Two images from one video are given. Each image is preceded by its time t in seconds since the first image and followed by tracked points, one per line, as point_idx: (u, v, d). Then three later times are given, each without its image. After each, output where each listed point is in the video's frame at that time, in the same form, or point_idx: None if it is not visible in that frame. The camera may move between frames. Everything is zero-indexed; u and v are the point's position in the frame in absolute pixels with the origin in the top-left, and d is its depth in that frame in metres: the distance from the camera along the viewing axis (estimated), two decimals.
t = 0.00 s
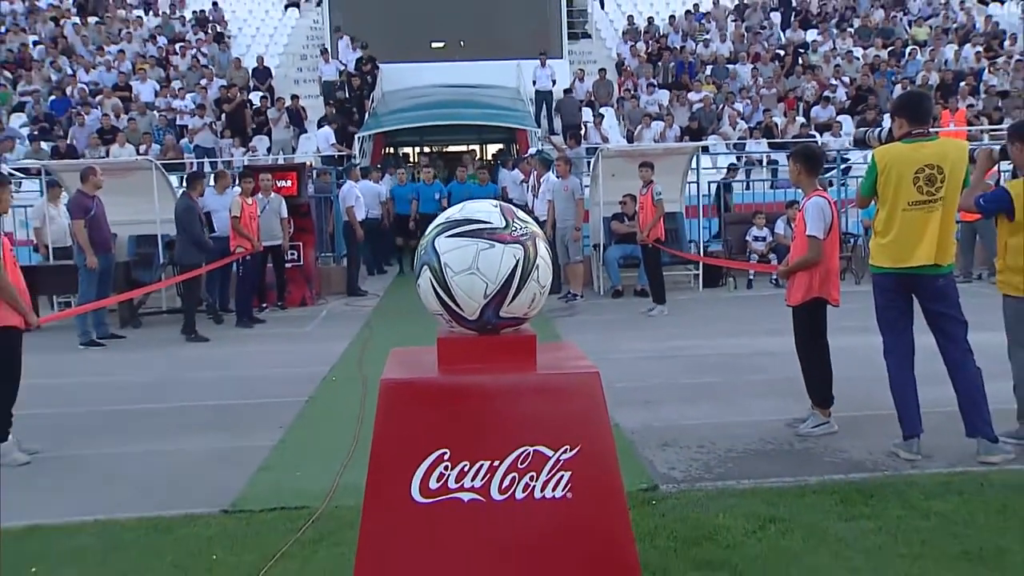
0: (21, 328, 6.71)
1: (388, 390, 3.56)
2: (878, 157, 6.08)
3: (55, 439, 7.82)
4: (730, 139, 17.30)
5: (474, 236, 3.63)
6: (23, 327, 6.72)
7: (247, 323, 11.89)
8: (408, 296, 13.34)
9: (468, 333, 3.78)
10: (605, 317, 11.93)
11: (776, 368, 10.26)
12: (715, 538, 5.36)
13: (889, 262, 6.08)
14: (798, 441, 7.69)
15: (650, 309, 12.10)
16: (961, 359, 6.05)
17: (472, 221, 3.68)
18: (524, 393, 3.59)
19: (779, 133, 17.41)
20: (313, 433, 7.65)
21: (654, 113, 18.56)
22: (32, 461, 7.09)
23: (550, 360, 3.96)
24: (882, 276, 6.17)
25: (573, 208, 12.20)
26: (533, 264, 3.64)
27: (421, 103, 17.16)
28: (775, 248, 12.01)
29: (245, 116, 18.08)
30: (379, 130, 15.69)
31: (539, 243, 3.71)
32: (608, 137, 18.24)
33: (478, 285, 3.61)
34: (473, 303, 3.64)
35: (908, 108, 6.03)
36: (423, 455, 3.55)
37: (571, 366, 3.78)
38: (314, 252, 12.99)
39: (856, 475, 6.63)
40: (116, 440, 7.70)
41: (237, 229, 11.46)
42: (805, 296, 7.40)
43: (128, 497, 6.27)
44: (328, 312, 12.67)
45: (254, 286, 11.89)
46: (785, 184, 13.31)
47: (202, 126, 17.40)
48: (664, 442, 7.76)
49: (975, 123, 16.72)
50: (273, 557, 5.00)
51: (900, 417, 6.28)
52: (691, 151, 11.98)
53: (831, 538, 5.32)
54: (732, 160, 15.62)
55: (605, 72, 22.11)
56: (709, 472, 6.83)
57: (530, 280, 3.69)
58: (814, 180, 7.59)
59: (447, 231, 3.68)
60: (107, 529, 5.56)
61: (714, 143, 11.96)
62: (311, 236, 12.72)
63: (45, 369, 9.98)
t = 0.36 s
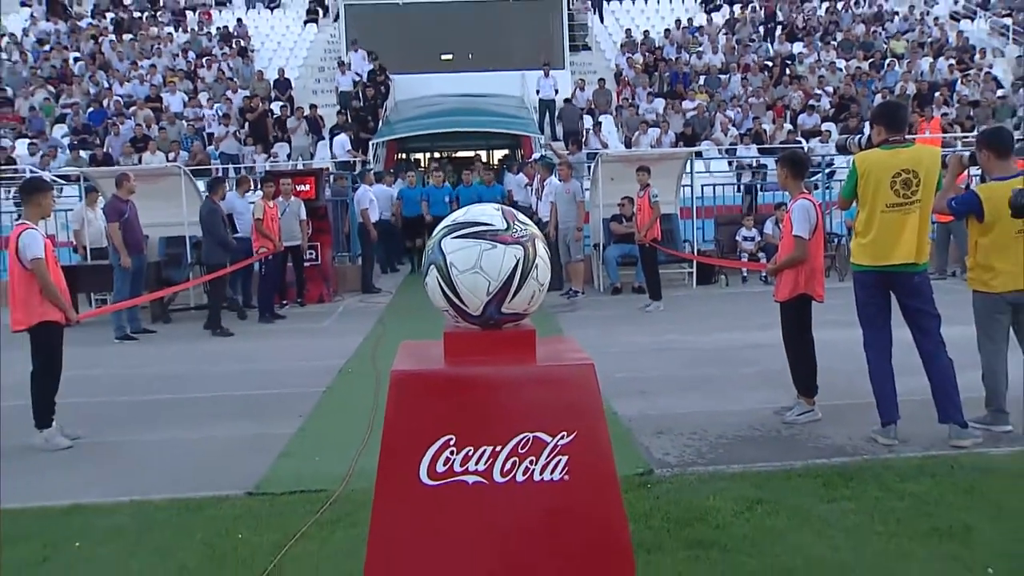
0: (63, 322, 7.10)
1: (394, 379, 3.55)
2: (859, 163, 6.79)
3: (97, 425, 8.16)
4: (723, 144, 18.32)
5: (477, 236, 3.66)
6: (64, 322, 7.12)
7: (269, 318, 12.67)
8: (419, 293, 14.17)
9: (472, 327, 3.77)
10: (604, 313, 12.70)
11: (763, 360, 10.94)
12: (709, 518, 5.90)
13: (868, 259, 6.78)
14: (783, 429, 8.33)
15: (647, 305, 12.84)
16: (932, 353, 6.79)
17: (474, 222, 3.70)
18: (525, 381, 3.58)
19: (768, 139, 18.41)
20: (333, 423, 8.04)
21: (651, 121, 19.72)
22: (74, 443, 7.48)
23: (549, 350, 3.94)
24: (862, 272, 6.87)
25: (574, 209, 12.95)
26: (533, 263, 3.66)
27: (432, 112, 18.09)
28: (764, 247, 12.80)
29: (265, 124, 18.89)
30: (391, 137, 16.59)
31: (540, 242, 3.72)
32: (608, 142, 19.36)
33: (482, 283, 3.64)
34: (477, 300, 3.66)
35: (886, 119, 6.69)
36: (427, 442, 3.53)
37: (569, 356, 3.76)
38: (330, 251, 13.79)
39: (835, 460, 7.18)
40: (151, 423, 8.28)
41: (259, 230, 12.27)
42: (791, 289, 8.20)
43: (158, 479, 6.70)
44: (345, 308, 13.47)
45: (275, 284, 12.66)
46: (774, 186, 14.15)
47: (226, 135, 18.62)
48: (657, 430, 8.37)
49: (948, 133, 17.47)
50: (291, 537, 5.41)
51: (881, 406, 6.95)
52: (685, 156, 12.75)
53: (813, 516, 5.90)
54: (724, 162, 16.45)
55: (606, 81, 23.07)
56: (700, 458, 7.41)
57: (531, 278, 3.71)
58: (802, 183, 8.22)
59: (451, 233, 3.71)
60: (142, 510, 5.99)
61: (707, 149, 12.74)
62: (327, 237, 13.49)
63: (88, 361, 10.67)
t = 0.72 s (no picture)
0: (87, 320, 7.26)
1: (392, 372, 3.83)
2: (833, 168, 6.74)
3: (113, 412, 8.34)
4: (708, 151, 19.35)
5: (470, 239, 3.91)
6: (89, 318, 7.28)
7: (280, 313, 13.38)
8: (420, 291, 14.94)
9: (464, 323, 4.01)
10: (597, 308, 13.26)
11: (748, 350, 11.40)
12: (686, 503, 5.47)
13: (843, 260, 6.68)
14: (765, 418, 7.57)
15: (637, 302, 13.34)
16: (904, 346, 6.64)
17: (467, 227, 3.95)
18: (513, 375, 3.86)
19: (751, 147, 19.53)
20: (325, 408, 8.03)
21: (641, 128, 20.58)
22: (100, 429, 7.68)
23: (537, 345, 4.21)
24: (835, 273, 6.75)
25: (567, 212, 13.83)
26: (522, 265, 3.91)
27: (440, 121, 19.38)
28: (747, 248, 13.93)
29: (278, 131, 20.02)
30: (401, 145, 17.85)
31: (528, 246, 3.98)
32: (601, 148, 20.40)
33: (473, 283, 3.88)
34: (470, 298, 3.90)
35: (856, 125, 6.68)
36: (423, 431, 3.82)
37: (554, 351, 4.04)
38: (338, 250, 14.57)
39: (812, 447, 6.60)
40: (166, 403, 8.58)
41: (270, 231, 13.09)
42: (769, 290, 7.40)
43: (169, 464, 6.61)
44: (351, 304, 14.22)
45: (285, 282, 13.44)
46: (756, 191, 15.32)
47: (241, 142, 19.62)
48: (645, 420, 7.51)
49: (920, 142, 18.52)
50: (300, 519, 5.20)
51: (851, 394, 6.87)
52: (673, 162, 13.62)
53: (789, 501, 5.48)
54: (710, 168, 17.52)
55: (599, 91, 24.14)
56: (686, 447, 6.70)
57: (520, 278, 3.95)
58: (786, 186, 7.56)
59: (447, 235, 3.95)
60: (163, 493, 5.82)
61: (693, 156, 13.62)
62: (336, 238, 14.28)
63: (108, 354, 11.20)
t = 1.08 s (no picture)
0: (103, 316, 7.45)
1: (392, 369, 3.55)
2: (838, 166, 6.49)
3: (130, 408, 8.53)
4: (715, 148, 19.46)
5: (472, 240, 3.62)
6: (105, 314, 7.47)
7: (292, 310, 13.55)
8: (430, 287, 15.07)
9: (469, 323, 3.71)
10: (606, 304, 13.29)
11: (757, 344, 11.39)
12: (691, 498, 5.21)
13: (847, 258, 6.46)
14: (770, 411, 7.20)
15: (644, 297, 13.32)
16: (905, 341, 6.43)
17: (470, 227, 3.66)
18: (516, 370, 3.56)
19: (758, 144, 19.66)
20: (335, 403, 8.21)
21: (649, 125, 20.69)
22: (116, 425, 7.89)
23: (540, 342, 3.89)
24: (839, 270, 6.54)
25: (576, 209, 14.07)
26: (526, 266, 3.62)
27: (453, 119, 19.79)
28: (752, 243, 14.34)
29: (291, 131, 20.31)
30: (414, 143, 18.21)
31: (532, 246, 3.69)
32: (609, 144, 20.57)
33: (477, 285, 3.60)
34: (474, 298, 3.62)
35: (860, 123, 6.43)
36: (424, 429, 3.54)
37: (558, 348, 3.73)
38: (349, 248, 14.80)
39: (816, 441, 6.32)
40: (180, 401, 8.74)
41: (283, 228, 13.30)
42: (775, 287, 7.05)
43: (183, 459, 6.84)
44: (362, 301, 14.41)
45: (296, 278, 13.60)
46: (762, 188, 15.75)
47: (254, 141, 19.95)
48: (650, 414, 7.19)
49: (925, 140, 18.75)
50: (313, 512, 5.38)
51: (853, 390, 6.62)
52: (681, 158, 13.89)
53: (793, 494, 5.23)
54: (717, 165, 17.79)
55: (608, 88, 24.27)
56: (692, 441, 6.45)
57: (523, 278, 3.67)
58: (788, 185, 7.30)
59: (450, 236, 3.66)
60: (178, 485, 6.07)
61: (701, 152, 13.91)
62: (347, 234, 14.51)
63: (124, 351, 11.39)
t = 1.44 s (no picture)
0: (90, 317, 7.39)
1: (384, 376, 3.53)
2: (826, 169, 6.49)
3: (117, 409, 8.49)
4: (703, 150, 19.51)
5: (464, 245, 3.62)
6: (92, 316, 7.41)
7: (280, 310, 13.47)
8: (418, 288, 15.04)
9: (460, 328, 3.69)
10: (595, 304, 13.28)
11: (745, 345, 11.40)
12: (681, 500, 5.20)
13: (836, 259, 6.46)
14: (758, 413, 7.20)
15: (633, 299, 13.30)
16: (894, 343, 6.44)
17: (462, 232, 3.65)
18: (508, 378, 3.55)
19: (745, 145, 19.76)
20: (324, 404, 8.18)
21: (638, 126, 20.75)
22: (103, 427, 7.84)
23: (530, 349, 3.88)
24: (829, 272, 6.54)
25: (564, 209, 14.11)
26: (518, 270, 3.61)
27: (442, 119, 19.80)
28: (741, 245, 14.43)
29: (279, 130, 20.21)
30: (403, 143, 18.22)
31: (524, 251, 3.68)
32: (597, 145, 20.61)
33: (469, 290, 3.59)
34: (466, 304, 3.60)
35: (849, 126, 6.42)
36: (416, 437, 3.52)
37: (549, 355, 3.72)
38: (338, 248, 14.73)
39: (804, 444, 6.32)
40: (167, 403, 8.68)
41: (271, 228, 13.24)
42: (764, 288, 7.08)
43: (170, 461, 6.81)
44: (350, 301, 14.38)
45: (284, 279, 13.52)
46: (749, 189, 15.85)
47: (242, 141, 19.88)
48: (640, 416, 7.18)
49: (912, 142, 18.84)
50: (302, 515, 5.34)
51: (842, 391, 6.63)
52: (669, 159, 14.00)
53: (781, 497, 5.22)
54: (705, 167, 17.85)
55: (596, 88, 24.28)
56: (682, 443, 6.44)
57: (515, 284, 3.66)
58: (777, 186, 7.29)
59: (442, 241, 3.66)
60: (165, 488, 6.02)
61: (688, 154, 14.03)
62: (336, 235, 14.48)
63: (111, 351, 11.33)
